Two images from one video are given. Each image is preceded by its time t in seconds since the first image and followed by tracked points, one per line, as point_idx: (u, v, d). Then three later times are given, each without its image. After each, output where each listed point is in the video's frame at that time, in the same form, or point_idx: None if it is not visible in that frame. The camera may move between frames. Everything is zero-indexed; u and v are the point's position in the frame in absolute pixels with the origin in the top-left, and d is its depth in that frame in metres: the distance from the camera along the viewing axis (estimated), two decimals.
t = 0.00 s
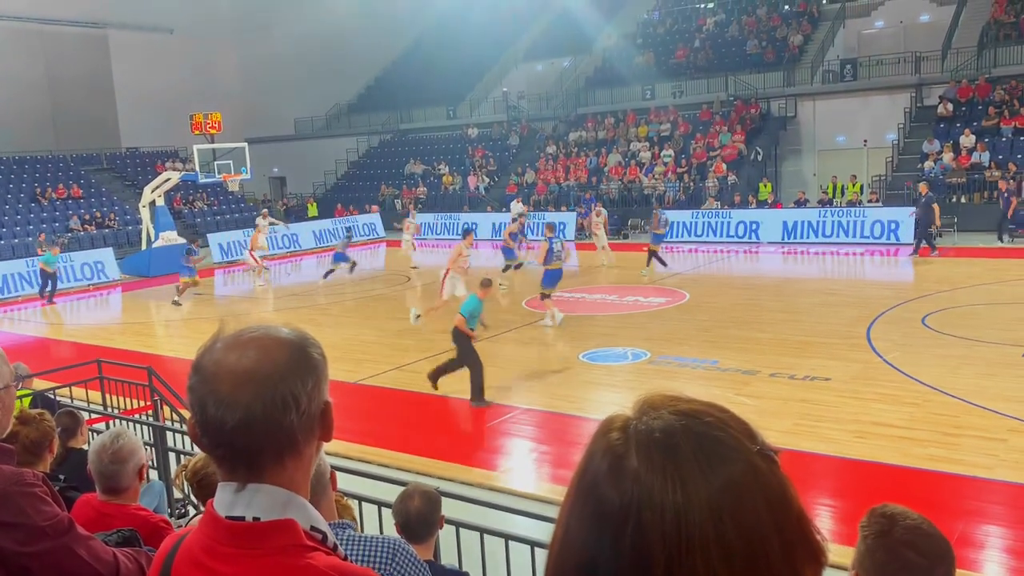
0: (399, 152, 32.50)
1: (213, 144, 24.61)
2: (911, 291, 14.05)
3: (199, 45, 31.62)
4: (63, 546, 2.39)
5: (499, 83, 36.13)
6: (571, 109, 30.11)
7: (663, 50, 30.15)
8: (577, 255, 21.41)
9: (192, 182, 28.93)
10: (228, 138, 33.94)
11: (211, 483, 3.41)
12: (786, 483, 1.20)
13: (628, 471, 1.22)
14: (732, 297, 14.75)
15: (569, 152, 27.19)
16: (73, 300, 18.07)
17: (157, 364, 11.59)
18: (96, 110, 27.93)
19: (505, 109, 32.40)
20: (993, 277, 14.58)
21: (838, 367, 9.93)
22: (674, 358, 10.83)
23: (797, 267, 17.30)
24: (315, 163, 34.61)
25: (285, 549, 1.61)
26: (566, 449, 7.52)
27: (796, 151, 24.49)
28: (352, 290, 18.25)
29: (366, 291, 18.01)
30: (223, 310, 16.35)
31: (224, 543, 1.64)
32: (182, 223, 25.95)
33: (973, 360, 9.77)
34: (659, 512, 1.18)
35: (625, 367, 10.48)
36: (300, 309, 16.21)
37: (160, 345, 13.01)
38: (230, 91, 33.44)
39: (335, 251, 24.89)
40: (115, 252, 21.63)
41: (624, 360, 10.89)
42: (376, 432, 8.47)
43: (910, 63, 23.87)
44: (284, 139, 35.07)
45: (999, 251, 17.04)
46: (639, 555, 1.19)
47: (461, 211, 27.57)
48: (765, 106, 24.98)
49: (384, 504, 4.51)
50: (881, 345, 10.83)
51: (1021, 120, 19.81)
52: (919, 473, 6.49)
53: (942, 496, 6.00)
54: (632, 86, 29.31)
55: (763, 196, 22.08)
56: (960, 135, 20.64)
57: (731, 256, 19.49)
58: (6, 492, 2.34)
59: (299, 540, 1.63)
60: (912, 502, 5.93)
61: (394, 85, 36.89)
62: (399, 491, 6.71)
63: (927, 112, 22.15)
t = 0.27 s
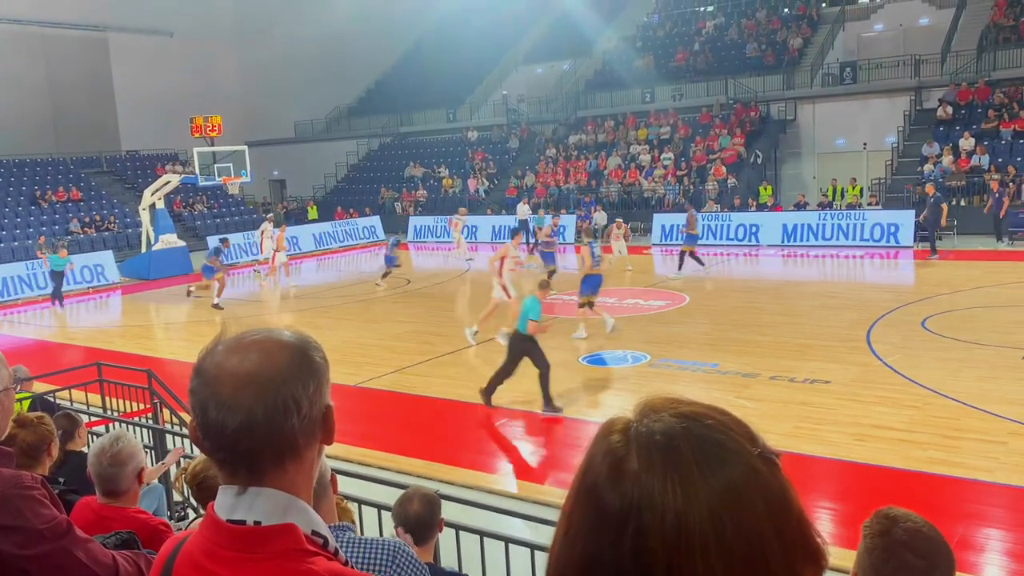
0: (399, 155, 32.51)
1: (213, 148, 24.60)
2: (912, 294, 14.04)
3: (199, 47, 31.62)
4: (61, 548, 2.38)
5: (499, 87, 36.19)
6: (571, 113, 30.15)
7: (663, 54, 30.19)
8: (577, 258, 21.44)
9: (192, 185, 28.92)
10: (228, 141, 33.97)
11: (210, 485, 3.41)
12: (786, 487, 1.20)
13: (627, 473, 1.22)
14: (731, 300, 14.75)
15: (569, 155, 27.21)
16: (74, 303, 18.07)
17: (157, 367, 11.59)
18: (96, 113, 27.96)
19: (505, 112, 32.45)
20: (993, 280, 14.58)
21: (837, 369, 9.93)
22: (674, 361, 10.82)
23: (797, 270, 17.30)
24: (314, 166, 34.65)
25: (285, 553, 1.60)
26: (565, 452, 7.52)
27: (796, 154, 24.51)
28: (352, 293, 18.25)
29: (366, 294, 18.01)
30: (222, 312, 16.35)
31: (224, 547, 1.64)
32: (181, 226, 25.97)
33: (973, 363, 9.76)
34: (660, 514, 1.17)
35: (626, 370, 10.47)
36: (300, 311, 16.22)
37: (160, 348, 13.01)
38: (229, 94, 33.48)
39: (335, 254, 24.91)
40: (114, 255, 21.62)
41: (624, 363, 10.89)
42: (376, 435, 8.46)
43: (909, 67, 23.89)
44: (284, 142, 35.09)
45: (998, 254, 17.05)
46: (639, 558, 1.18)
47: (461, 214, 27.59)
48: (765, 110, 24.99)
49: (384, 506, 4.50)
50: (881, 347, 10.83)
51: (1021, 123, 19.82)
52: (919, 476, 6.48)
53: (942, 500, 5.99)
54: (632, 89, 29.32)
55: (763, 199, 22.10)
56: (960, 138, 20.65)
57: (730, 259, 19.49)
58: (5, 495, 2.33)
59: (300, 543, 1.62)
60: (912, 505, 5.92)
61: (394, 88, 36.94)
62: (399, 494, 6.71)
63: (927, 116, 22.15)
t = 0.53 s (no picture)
0: (400, 156, 32.52)
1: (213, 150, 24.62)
2: (911, 296, 14.04)
3: (199, 49, 31.64)
4: (59, 551, 2.38)
5: (499, 89, 36.18)
6: (570, 114, 30.17)
7: (663, 56, 30.24)
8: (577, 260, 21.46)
9: (191, 187, 28.92)
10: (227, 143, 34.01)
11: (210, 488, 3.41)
12: (784, 489, 1.20)
13: (624, 475, 1.22)
14: (730, 302, 14.75)
15: (569, 157, 27.23)
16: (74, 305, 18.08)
17: (157, 369, 11.60)
18: (96, 115, 28.00)
19: (504, 114, 32.48)
20: (992, 282, 14.58)
21: (837, 372, 9.92)
22: (673, 363, 10.82)
23: (796, 272, 17.31)
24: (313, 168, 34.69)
25: (284, 557, 1.60)
26: (564, 454, 7.52)
27: (795, 156, 24.54)
28: (352, 295, 18.24)
29: (366, 296, 18.01)
30: (222, 314, 16.37)
31: (224, 550, 1.64)
32: (181, 227, 26.00)
33: (973, 365, 9.76)
34: (656, 516, 1.17)
35: (625, 372, 10.47)
36: (300, 313, 16.24)
37: (160, 350, 13.03)
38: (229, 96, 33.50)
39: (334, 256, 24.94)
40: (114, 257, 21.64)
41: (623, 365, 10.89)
42: (375, 437, 8.46)
43: (909, 69, 23.89)
44: (284, 144, 35.12)
45: (998, 255, 17.07)
46: (636, 561, 1.18)
47: (461, 216, 27.63)
48: (764, 111, 25.01)
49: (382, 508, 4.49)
50: (881, 349, 10.83)
51: (1020, 125, 19.82)
52: (919, 478, 6.48)
53: (941, 502, 5.99)
54: (631, 91, 29.34)
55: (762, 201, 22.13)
56: (959, 140, 20.66)
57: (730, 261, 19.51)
58: (3, 497, 2.33)
59: (300, 548, 1.62)
60: (911, 507, 5.92)
61: (395, 90, 36.98)
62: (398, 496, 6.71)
63: (926, 118, 22.16)
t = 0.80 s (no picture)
0: (397, 158, 32.52)
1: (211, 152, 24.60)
2: (908, 298, 14.07)
3: (197, 49, 31.66)
4: (57, 552, 2.39)
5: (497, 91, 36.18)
6: (567, 117, 30.19)
7: (660, 58, 30.29)
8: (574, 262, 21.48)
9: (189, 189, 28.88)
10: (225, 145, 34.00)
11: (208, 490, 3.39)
12: (781, 490, 1.21)
13: (621, 474, 1.24)
14: (727, 304, 14.77)
15: (567, 159, 27.27)
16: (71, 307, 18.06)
17: (154, 371, 11.59)
18: (93, 117, 27.99)
19: (502, 116, 32.51)
20: (989, 285, 14.62)
21: (834, 374, 9.94)
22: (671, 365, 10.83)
23: (793, 274, 17.33)
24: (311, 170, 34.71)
25: (284, 560, 1.61)
26: (561, 456, 7.52)
27: (792, 159, 24.57)
28: (349, 297, 18.24)
29: (363, 298, 17.98)
30: (220, 316, 16.37)
31: (223, 551, 1.64)
32: (178, 229, 26.00)
33: (969, 367, 9.78)
34: (653, 516, 1.18)
35: (622, 374, 10.48)
36: (298, 315, 16.24)
37: (157, 351, 13.02)
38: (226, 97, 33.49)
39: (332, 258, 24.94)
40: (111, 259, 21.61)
41: (620, 367, 10.90)
42: (373, 439, 8.46)
43: (906, 71, 23.92)
44: (282, 146, 35.11)
45: (994, 258, 17.10)
46: (634, 561, 1.19)
47: (459, 218, 27.65)
48: (762, 114, 25.07)
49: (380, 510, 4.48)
50: (878, 352, 10.85)
51: (1017, 128, 19.86)
52: (916, 480, 6.50)
53: (938, 504, 6.00)
54: (629, 93, 29.37)
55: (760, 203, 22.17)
56: (956, 143, 20.69)
57: (727, 263, 19.54)
58: (4, 498, 2.33)
59: (300, 550, 1.63)
60: (908, 509, 5.93)
61: (393, 92, 37.00)
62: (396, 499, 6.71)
63: (923, 120, 22.19)
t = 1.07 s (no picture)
0: (391, 160, 32.50)
1: (203, 153, 24.52)
2: (899, 301, 14.14)
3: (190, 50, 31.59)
4: (45, 554, 2.45)
5: (489, 93, 36.19)
6: (560, 119, 30.26)
7: (653, 61, 30.37)
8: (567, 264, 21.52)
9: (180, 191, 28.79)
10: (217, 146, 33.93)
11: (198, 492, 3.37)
12: (771, 493, 1.21)
13: (610, 476, 1.24)
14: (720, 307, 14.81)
15: (559, 161, 27.33)
16: (62, 309, 17.98)
17: (145, 372, 11.54)
18: (85, 117, 27.90)
19: (495, 118, 32.54)
20: (979, 288, 14.71)
21: (825, 376, 9.97)
22: (663, 367, 10.85)
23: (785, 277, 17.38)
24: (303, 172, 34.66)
25: (274, 563, 1.61)
26: (554, 458, 7.53)
27: (784, 161, 24.70)
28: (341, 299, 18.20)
29: (354, 300, 17.96)
30: (212, 317, 16.33)
31: (213, 554, 1.64)
32: (170, 230, 25.92)
33: (960, 370, 9.83)
34: (642, 516, 1.19)
35: (615, 376, 10.50)
36: (290, 317, 16.22)
37: (148, 353, 12.97)
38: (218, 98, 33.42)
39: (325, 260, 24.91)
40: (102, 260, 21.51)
41: (613, 369, 10.90)
42: (365, 441, 8.45)
43: (897, 75, 24.05)
44: (274, 147, 35.05)
45: (984, 261, 17.21)
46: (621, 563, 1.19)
47: (452, 220, 27.67)
48: (753, 117, 25.18)
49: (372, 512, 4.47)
50: (869, 354, 10.89)
51: (1006, 131, 20.00)
52: (906, 483, 6.53)
53: (928, 506, 6.03)
54: (622, 96, 29.43)
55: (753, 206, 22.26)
56: (947, 147, 20.81)
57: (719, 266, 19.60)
58: None
59: (291, 553, 1.63)
60: (899, 511, 5.95)
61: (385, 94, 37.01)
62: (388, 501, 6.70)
63: (914, 124, 22.32)
